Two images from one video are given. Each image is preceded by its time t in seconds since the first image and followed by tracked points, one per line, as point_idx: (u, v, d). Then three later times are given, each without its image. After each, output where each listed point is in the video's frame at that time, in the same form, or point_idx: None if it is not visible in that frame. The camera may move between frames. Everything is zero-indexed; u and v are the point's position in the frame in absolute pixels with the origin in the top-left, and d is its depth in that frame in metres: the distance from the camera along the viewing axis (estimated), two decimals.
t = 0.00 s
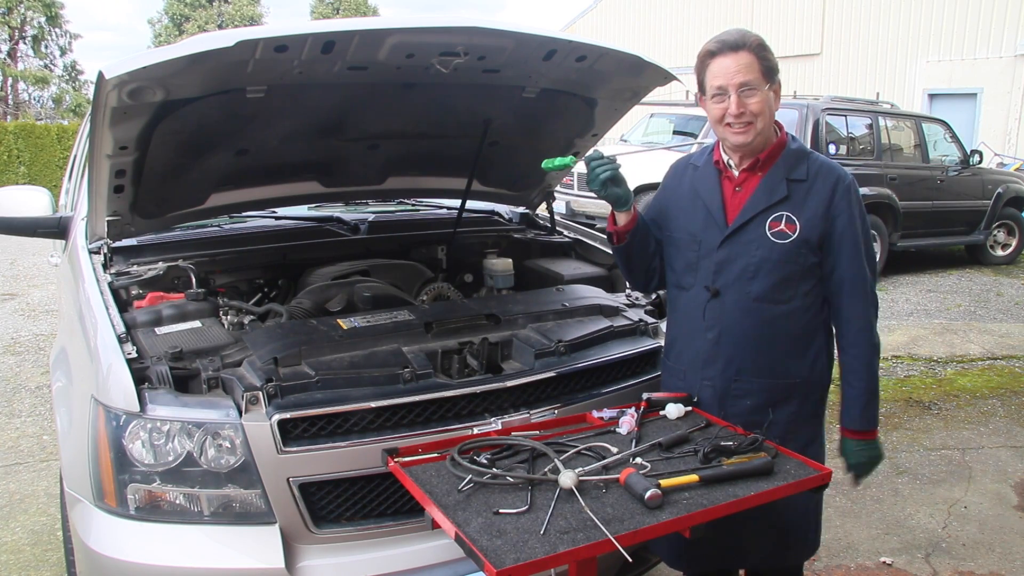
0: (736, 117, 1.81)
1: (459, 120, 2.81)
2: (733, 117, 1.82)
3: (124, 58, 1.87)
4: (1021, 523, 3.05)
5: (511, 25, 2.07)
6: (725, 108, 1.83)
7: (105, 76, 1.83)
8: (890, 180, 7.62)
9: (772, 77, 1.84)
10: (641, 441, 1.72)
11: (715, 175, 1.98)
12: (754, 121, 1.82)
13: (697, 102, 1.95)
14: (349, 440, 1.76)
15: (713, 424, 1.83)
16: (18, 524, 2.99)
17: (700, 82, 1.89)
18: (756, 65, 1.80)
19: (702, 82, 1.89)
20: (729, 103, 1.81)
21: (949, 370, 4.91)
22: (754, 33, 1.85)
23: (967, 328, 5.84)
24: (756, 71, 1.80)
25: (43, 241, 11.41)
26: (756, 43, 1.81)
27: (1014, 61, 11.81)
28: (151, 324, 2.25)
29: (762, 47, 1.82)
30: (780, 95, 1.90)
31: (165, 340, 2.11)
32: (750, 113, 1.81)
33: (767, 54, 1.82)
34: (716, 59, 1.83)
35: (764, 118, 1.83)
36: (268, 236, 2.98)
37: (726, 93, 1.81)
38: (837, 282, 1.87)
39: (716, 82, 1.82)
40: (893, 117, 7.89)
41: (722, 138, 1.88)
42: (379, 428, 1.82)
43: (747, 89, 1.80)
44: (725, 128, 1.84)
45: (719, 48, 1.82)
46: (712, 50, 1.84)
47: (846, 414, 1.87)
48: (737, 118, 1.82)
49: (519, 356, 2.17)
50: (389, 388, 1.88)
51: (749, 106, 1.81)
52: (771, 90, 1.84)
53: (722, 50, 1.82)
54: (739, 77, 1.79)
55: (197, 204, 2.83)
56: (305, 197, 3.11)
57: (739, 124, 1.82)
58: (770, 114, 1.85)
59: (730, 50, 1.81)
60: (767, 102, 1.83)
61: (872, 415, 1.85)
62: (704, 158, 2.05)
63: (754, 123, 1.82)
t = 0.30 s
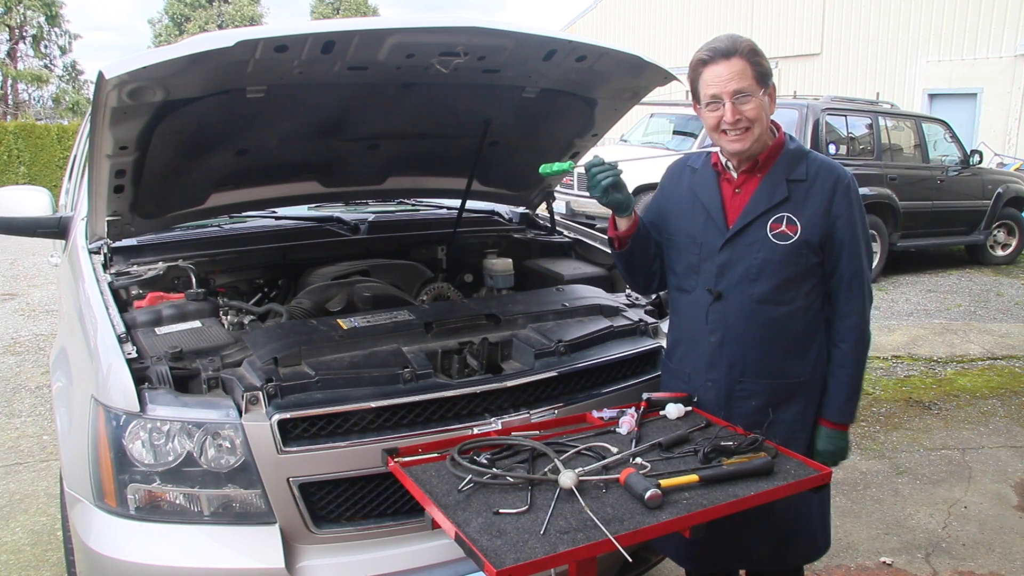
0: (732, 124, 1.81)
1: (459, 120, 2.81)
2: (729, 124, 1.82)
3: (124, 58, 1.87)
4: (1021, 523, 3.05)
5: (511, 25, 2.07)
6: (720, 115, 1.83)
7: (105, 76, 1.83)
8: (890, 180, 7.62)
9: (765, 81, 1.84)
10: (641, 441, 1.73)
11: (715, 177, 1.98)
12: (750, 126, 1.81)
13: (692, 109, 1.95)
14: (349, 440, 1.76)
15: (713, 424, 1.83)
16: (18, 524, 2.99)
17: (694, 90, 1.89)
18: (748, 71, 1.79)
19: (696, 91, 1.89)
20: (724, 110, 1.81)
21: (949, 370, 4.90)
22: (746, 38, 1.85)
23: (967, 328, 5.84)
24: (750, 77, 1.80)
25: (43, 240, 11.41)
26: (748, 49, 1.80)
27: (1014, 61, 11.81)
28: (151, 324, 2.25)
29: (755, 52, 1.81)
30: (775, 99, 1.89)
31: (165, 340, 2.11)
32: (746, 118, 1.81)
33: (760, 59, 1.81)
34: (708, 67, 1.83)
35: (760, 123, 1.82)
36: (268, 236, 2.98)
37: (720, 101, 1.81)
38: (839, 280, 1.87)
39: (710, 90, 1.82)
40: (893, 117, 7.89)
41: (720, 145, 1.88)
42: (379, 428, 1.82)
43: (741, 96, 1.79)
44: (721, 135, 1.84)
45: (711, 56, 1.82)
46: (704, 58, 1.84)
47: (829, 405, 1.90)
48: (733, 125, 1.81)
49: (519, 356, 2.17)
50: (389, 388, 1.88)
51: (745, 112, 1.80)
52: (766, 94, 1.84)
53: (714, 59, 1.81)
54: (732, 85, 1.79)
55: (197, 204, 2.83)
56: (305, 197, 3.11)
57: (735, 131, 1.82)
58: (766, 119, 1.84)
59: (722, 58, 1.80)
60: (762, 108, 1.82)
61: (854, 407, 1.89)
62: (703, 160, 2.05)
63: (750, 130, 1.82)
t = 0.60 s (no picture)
0: (730, 124, 1.81)
1: (459, 120, 2.81)
2: (727, 124, 1.82)
3: (124, 58, 1.87)
4: (1021, 523, 3.05)
5: (511, 25, 2.07)
6: (719, 115, 1.83)
7: (105, 77, 1.83)
8: (890, 180, 7.62)
9: (764, 82, 1.83)
10: (641, 441, 1.73)
11: (715, 178, 1.98)
12: (749, 126, 1.81)
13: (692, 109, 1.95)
14: (349, 440, 1.76)
15: (713, 424, 1.83)
16: (18, 524, 2.99)
17: (693, 90, 1.89)
18: (746, 71, 1.79)
19: (695, 90, 1.89)
20: (722, 110, 1.81)
21: (949, 370, 4.90)
22: (744, 38, 1.85)
23: (968, 328, 5.84)
24: (747, 77, 1.80)
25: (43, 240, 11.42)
26: (746, 49, 1.80)
27: (1014, 61, 11.81)
28: (151, 324, 2.25)
29: (754, 53, 1.81)
30: (774, 99, 1.89)
31: (165, 340, 2.11)
32: (744, 118, 1.81)
33: (758, 59, 1.81)
34: (706, 67, 1.83)
35: (759, 123, 1.82)
36: (268, 236, 2.98)
37: (718, 101, 1.81)
38: (839, 281, 1.87)
39: (708, 90, 1.82)
40: (893, 117, 7.88)
41: (719, 145, 1.88)
42: (379, 428, 1.82)
43: (739, 96, 1.79)
44: (718, 135, 1.84)
45: (709, 56, 1.82)
46: (702, 58, 1.84)
47: (830, 406, 1.89)
48: (731, 125, 1.81)
49: (519, 356, 2.17)
50: (389, 388, 1.88)
51: (743, 112, 1.80)
52: (765, 95, 1.83)
53: (712, 59, 1.82)
54: (730, 85, 1.79)
55: (197, 204, 2.83)
56: (304, 197, 3.11)
57: (733, 131, 1.82)
58: (765, 119, 1.84)
59: (720, 58, 1.81)
60: (761, 108, 1.82)
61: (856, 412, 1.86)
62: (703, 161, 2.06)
63: (747, 129, 1.82)
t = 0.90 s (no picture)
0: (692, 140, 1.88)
1: (458, 120, 2.81)
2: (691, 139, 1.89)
3: (124, 58, 1.87)
4: (1021, 523, 3.05)
5: (511, 25, 2.07)
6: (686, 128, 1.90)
7: (105, 76, 1.83)
8: (890, 180, 7.61)
9: (733, 98, 1.80)
10: (641, 441, 1.73)
11: (715, 176, 2.00)
12: (709, 143, 1.86)
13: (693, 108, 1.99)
14: (349, 440, 1.76)
15: (713, 424, 1.83)
16: (18, 524, 2.99)
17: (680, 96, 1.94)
18: (704, 91, 1.80)
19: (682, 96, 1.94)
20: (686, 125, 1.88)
21: (949, 370, 4.90)
22: (722, 49, 1.81)
23: (968, 328, 5.84)
24: (705, 98, 1.80)
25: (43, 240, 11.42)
26: (709, 66, 1.79)
27: (1014, 61, 11.81)
28: (151, 324, 2.25)
29: (724, 67, 1.79)
30: (757, 108, 1.84)
31: (165, 340, 2.11)
32: (703, 136, 1.85)
33: (724, 76, 1.79)
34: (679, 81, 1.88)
35: (720, 140, 1.85)
36: (269, 236, 2.98)
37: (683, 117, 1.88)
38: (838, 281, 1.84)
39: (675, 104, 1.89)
40: (893, 117, 7.88)
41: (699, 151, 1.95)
42: (379, 428, 1.82)
43: (696, 116, 1.84)
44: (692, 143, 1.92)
45: (678, 71, 1.86)
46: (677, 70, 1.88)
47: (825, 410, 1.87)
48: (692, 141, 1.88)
49: (519, 356, 2.17)
50: (389, 388, 1.88)
51: (701, 130, 1.85)
52: (732, 111, 1.81)
53: (679, 74, 1.86)
54: (687, 105, 1.83)
55: (197, 204, 2.83)
56: (304, 197, 3.11)
57: (699, 143, 1.89)
58: (733, 134, 1.84)
59: (684, 75, 1.84)
60: (725, 124, 1.82)
61: (854, 417, 1.84)
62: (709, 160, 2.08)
63: (709, 145, 1.86)
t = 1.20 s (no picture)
0: (700, 127, 1.84)
1: (458, 120, 2.81)
2: (698, 128, 1.85)
3: (124, 58, 1.87)
4: (1021, 523, 3.05)
5: (512, 25, 2.08)
6: (688, 120, 1.86)
7: (105, 77, 1.83)
8: (890, 180, 7.61)
9: (730, 81, 1.84)
10: (641, 441, 1.73)
11: (697, 183, 2.04)
12: (718, 126, 1.83)
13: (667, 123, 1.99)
14: (349, 440, 1.76)
15: (713, 424, 1.83)
16: (18, 525, 2.99)
17: (663, 103, 1.93)
18: (707, 72, 1.82)
19: (664, 103, 1.93)
20: (691, 115, 1.85)
21: (949, 370, 4.90)
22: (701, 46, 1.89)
23: (967, 328, 5.84)
24: (709, 79, 1.82)
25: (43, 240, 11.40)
26: (705, 52, 1.84)
27: (1014, 61, 11.82)
28: (151, 324, 2.25)
29: (716, 54, 1.85)
30: (743, 98, 1.90)
31: (165, 340, 2.11)
32: (712, 119, 1.83)
33: (720, 60, 1.84)
34: (670, 77, 1.87)
35: (728, 121, 1.84)
36: (269, 236, 2.98)
37: (685, 107, 1.84)
38: (823, 274, 1.83)
39: (673, 98, 1.86)
40: (893, 117, 7.88)
41: (696, 151, 1.90)
42: (379, 428, 1.82)
43: (704, 99, 1.82)
44: (694, 140, 1.88)
45: (670, 67, 1.87)
46: (665, 70, 1.89)
47: (823, 406, 1.85)
48: (700, 128, 1.84)
49: (519, 356, 2.17)
50: (389, 388, 1.88)
51: (710, 113, 1.82)
52: (732, 94, 1.85)
53: (672, 68, 1.86)
54: (693, 89, 1.82)
55: (197, 204, 2.83)
56: (305, 197, 3.11)
57: (705, 134, 1.85)
58: (735, 118, 1.86)
59: (680, 65, 1.85)
60: (729, 106, 1.84)
61: (853, 412, 1.82)
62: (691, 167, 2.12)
63: (718, 129, 1.84)
